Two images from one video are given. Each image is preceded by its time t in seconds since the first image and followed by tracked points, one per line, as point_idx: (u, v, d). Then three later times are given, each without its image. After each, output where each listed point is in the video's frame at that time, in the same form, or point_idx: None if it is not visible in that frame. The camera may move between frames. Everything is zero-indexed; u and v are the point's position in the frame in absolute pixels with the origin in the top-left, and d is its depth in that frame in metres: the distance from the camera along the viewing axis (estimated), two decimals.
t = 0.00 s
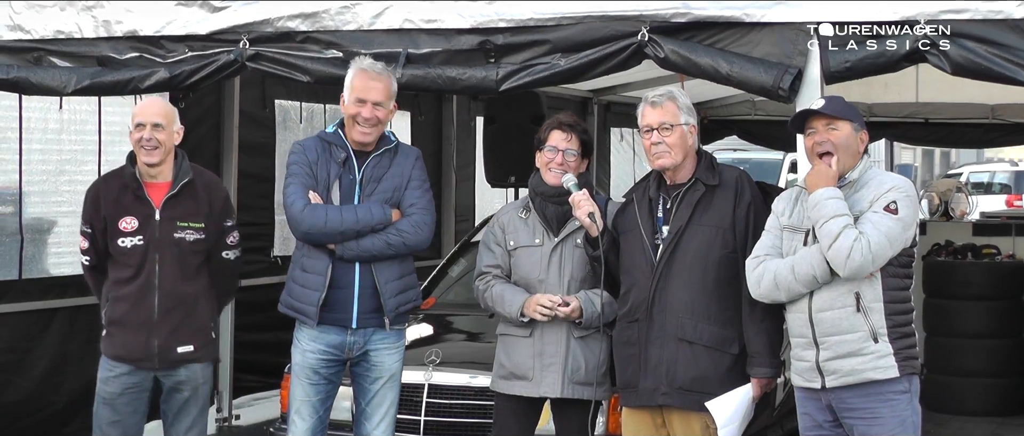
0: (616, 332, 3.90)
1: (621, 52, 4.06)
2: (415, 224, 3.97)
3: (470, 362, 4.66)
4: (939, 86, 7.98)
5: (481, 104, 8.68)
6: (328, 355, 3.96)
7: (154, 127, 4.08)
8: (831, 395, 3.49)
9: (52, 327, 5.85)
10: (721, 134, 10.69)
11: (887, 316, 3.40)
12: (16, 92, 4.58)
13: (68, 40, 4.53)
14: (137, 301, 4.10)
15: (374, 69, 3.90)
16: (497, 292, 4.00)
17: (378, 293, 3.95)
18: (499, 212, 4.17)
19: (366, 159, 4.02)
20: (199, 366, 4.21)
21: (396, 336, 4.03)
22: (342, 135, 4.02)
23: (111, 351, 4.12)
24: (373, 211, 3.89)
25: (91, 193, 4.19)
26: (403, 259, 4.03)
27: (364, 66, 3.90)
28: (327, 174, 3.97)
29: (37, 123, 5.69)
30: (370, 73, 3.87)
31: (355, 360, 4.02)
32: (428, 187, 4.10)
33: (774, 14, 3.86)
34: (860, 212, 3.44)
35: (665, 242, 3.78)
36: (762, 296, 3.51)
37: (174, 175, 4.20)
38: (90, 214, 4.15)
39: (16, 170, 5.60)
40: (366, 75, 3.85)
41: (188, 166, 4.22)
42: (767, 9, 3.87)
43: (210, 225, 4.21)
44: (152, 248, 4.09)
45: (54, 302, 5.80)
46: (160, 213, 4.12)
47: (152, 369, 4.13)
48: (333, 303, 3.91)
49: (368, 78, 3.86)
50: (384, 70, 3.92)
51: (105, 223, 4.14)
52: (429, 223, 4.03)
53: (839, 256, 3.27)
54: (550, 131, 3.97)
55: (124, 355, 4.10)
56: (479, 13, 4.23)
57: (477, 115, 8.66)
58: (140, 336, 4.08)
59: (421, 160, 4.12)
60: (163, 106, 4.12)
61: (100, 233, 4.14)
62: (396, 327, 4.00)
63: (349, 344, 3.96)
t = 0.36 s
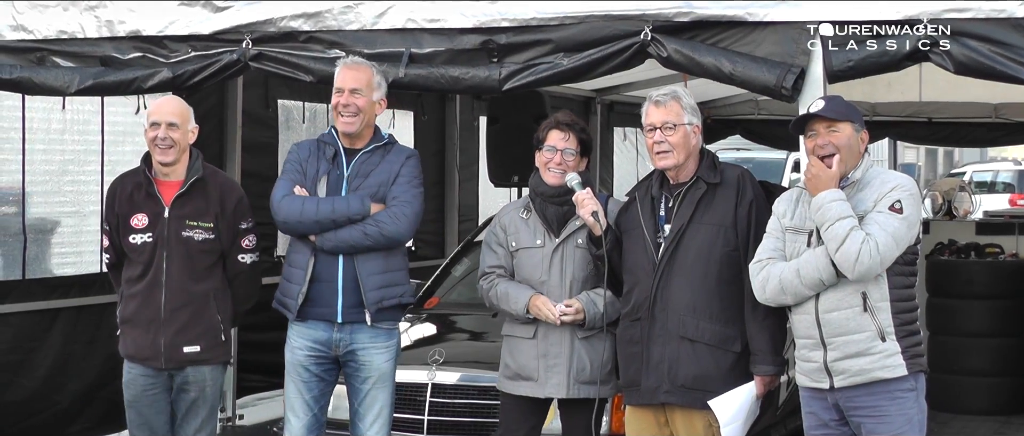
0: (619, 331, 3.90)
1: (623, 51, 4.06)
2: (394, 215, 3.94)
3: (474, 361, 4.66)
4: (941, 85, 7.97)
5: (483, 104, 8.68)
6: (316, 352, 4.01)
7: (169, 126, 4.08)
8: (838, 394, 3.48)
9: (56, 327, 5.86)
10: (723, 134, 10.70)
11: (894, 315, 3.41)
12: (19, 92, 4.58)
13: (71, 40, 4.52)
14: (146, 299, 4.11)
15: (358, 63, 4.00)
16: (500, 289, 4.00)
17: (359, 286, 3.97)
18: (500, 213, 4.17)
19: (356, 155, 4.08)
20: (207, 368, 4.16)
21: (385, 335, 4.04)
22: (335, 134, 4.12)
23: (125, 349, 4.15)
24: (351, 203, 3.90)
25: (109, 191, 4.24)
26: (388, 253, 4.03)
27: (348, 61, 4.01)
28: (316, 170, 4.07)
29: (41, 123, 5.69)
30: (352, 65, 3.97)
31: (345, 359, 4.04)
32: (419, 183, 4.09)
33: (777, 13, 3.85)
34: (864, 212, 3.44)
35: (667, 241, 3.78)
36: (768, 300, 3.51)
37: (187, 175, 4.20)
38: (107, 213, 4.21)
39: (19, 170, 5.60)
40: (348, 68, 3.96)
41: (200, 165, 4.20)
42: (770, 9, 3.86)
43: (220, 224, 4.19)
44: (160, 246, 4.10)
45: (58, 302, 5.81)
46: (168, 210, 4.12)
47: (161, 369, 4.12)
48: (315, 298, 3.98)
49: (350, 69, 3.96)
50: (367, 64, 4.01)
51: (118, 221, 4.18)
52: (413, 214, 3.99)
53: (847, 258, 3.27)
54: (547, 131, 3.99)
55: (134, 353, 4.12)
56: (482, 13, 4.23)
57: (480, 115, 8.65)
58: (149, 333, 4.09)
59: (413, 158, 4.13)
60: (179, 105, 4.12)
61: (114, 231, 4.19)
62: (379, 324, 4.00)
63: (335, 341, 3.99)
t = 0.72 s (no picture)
0: (622, 329, 3.91)
1: (627, 50, 4.06)
2: (376, 211, 3.98)
3: (477, 360, 4.66)
4: (944, 85, 7.97)
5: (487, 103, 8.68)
6: (301, 348, 4.02)
7: (175, 124, 4.09)
8: (841, 394, 3.48)
9: (59, 327, 5.86)
10: (727, 133, 10.71)
11: (896, 314, 3.41)
12: (23, 91, 4.59)
13: (75, 39, 4.53)
14: (147, 296, 4.12)
15: (343, 64, 4.02)
16: (503, 287, 3.99)
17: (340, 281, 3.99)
18: (501, 212, 4.16)
19: (341, 154, 4.12)
20: (206, 368, 4.13)
21: (369, 331, 4.05)
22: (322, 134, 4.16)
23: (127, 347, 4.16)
24: (333, 198, 3.93)
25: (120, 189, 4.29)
26: (370, 249, 4.05)
27: (332, 62, 4.02)
28: (301, 168, 4.11)
29: (45, 123, 5.70)
30: (337, 67, 3.99)
31: (329, 357, 4.04)
32: (402, 182, 4.11)
33: (781, 13, 3.85)
34: (867, 212, 3.44)
35: (670, 239, 3.78)
36: (771, 301, 3.51)
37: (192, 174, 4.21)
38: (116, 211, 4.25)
39: (23, 170, 5.61)
40: (332, 70, 3.97)
41: (206, 164, 4.20)
42: (774, 8, 3.86)
43: (222, 224, 4.15)
44: (162, 243, 4.11)
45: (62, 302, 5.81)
46: (171, 208, 4.13)
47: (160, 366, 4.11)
48: (294, 294, 3.99)
49: (335, 71, 3.97)
50: (350, 64, 4.02)
51: (125, 218, 4.21)
52: (394, 210, 4.02)
53: (852, 259, 3.26)
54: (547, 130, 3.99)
55: (135, 349, 4.13)
56: (486, 12, 4.23)
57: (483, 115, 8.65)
58: (149, 330, 4.09)
59: (398, 159, 4.16)
60: (186, 104, 4.13)
61: (122, 229, 4.22)
62: (362, 320, 4.02)
63: (319, 337, 4.00)
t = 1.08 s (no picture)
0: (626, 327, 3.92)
1: (629, 49, 4.06)
2: (373, 213, 4.02)
3: (480, 360, 4.67)
4: (946, 82, 7.97)
5: (490, 102, 8.67)
6: (294, 348, 4.02)
7: (166, 122, 4.09)
8: (842, 393, 3.49)
9: (63, 327, 5.86)
10: (729, 132, 10.71)
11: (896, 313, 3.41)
12: (26, 92, 4.59)
13: (77, 39, 4.52)
14: (145, 294, 4.13)
15: (326, 63, 4.02)
16: (481, 287, 3.99)
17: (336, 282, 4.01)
18: (479, 213, 4.14)
19: (331, 154, 4.12)
20: (203, 368, 4.12)
21: (361, 328, 4.07)
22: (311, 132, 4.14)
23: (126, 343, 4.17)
24: (331, 199, 3.96)
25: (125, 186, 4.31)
26: (363, 251, 4.08)
27: (314, 62, 4.02)
28: (293, 167, 4.08)
29: (48, 123, 5.70)
30: (320, 67, 3.99)
31: (323, 356, 4.05)
32: (393, 183, 4.15)
33: (785, 11, 3.84)
34: (867, 211, 3.44)
35: (672, 238, 3.79)
36: (772, 299, 3.52)
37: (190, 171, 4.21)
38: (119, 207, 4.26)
39: (26, 170, 5.61)
40: (316, 70, 3.97)
41: (205, 163, 4.19)
42: (777, 7, 3.85)
43: (220, 222, 4.14)
44: (161, 241, 4.11)
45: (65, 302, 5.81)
46: (171, 206, 4.12)
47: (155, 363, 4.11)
48: (290, 294, 3.99)
49: (319, 71, 3.97)
50: (334, 63, 4.03)
51: (127, 214, 4.22)
52: (389, 213, 4.07)
53: (852, 257, 3.26)
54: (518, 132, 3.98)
55: (133, 346, 4.13)
56: (489, 11, 4.22)
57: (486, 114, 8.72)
58: (147, 327, 4.09)
59: (387, 159, 4.19)
60: (180, 102, 4.12)
61: (123, 225, 4.23)
62: (355, 318, 4.04)
63: (312, 336, 4.01)
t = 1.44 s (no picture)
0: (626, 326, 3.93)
1: (631, 48, 4.05)
2: (381, 214, 4.03)
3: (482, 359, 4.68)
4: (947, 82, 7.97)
5: (491, 101, 8.67)
6: (303, 348, 4.01)
7: (157, 124, 4.08)
8: (843, 392, 3.49)
9: (64, 327, 5.86)
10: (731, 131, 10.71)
11: (896, 312, 3.41)
12: (29, 90, 4.58)
13: (79, 38, 4.53)
14: (141, 293, 4.13)
15: (325, 63, 4.00)
16: (464, 291, 4.00)
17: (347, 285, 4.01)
18: (461, 212, 4.14)
19: (331, 154, 4.10)
20: (199, 368, 4.10)
21: (369, 327, 4.08)
22: (310, 132, 4.12)
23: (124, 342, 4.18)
24: (338, 202, 3.95)
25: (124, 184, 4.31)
26: (370, 252, 4.08)
27: (314, 61, 4.00)
28: (295, 170, 4.06)
29: (49, 123, 5.70)
30: (320, 67, 3.97)
31: (332, 353, 4.07)
32: (395, 181, 4.16)
33: (785, 10, 3.86)
34: (868, 210, 3.44)
35: (672, 237, 3.78)
36: (772, 299, 3.53)
37: (185, 171, 4.20)
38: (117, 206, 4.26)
39: (28, 169, 5.61)
40: (315, 70, 3.95)
41: (200, 163, 4.17)
42: (778, 6, 3.86)
43: (216, 223, 4.13)
44: (157, 241, 4.10)
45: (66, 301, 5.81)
46: (167, 206, 4.12)
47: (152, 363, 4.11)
48: (300, 298, 3.99)
49: (318, 71, 3.96)
50: (334, 62, 4.01)
51: (124, 213, 4.21)
52: (395, 213, 4.08)
53: (852, 256, 3.26)
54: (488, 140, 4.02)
55: (130, 345, 4.14)
56: (491, 10, 4.22)
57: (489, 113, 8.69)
58: (144, 326, 4.10)
59: (387, 156, 4.19)
60: (171, 103, 4.10)
61: (122, 224, 4.23)
62: (364, 317, 4.05)
63: (321, 336, 4.01)
